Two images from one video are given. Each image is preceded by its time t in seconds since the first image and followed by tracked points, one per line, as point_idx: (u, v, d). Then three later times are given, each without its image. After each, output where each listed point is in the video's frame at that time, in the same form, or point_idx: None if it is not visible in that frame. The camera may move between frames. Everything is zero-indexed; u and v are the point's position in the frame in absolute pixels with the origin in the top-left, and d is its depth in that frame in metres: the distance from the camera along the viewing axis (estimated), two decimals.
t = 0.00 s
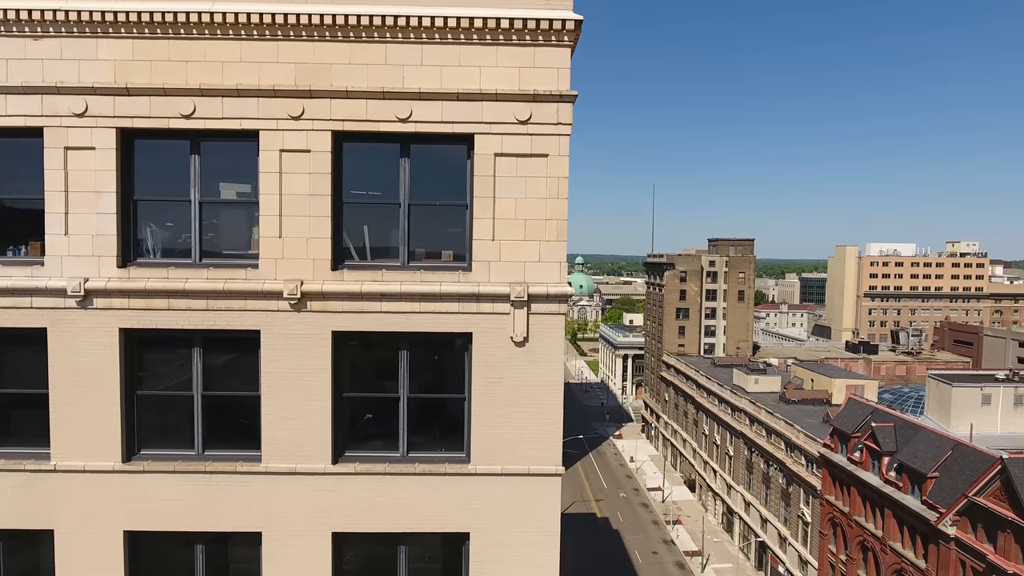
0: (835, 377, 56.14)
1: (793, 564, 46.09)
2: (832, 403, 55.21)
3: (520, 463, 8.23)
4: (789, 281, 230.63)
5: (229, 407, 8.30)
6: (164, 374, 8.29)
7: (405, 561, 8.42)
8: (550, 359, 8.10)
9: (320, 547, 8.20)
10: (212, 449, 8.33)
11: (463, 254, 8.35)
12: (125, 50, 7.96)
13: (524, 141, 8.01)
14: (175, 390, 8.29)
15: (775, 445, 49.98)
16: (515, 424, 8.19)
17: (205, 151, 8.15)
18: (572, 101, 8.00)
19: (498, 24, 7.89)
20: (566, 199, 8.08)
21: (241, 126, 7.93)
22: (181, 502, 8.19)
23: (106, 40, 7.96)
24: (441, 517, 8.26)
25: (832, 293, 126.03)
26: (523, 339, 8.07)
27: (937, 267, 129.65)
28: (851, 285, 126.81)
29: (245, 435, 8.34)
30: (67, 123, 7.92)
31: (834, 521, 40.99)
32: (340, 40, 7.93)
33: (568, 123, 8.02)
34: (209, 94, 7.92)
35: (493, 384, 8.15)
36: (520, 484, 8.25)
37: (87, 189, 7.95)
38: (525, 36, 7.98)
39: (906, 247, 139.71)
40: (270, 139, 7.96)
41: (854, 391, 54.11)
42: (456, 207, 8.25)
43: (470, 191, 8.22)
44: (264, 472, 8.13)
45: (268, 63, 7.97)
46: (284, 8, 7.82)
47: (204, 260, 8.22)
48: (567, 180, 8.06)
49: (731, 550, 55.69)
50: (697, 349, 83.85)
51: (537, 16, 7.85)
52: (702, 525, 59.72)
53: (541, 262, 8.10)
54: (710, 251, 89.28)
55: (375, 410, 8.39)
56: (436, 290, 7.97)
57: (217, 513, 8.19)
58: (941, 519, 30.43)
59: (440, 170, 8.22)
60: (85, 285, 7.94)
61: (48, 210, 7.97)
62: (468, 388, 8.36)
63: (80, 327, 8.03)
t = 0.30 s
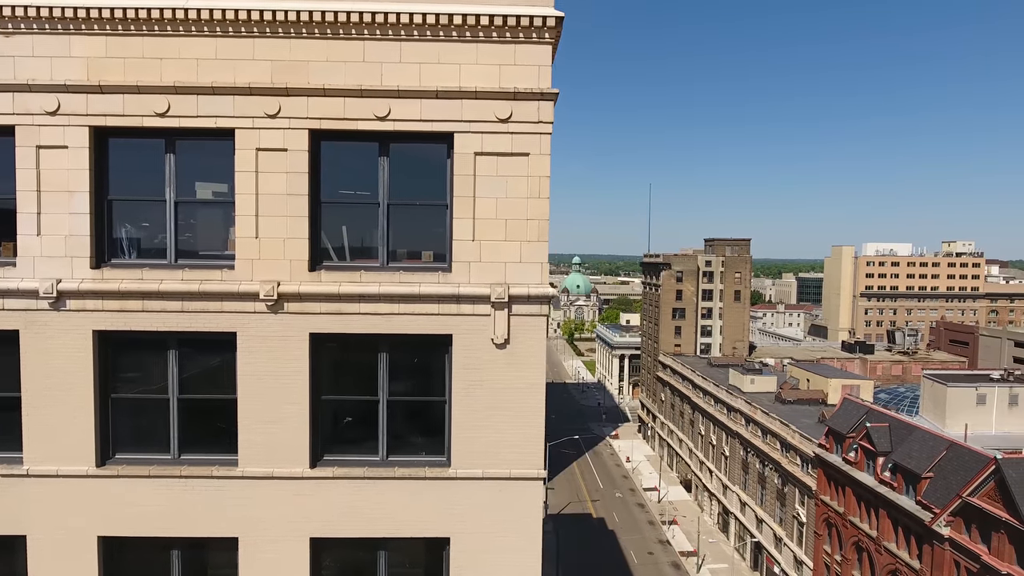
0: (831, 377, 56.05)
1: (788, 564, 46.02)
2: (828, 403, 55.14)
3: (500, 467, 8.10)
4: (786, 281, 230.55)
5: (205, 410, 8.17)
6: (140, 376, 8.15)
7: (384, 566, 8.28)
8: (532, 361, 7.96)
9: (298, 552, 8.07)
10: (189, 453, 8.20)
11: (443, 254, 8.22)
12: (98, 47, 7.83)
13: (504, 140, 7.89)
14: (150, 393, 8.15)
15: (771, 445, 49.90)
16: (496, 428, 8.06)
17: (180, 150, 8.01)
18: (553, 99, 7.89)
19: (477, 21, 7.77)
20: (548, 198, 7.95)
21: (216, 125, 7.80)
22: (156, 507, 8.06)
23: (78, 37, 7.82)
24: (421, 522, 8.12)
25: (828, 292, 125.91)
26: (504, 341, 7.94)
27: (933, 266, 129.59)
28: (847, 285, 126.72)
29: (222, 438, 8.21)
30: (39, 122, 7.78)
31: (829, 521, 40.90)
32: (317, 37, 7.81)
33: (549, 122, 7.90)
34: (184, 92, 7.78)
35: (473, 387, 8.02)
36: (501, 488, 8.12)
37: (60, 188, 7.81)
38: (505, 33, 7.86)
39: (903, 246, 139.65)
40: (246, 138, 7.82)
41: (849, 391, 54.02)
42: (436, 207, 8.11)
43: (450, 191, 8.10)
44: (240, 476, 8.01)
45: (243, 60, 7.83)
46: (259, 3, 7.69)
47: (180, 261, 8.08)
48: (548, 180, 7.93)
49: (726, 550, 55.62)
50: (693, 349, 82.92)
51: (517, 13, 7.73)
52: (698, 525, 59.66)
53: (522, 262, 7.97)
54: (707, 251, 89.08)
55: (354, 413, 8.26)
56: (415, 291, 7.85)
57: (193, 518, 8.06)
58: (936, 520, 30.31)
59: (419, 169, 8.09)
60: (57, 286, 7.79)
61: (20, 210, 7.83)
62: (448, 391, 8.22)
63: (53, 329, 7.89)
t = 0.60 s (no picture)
0: (826, 377, 55.98)
1: (783, 565, 45.94)
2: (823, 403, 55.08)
3: (481, 471, 7.97)
4: (783, 281, 230.79)
5: (180, 413, 8.01)
6: (113, 379, 7.99)
7: (363, 571, 8.14)
8: (511, 362, 7.84)
9: (275, 557, 7.95)
10: (163, 457, 8.05)
11: (423, 254, 8.07)
12: (69, 43, 7.69)
13: (484, 138, 7.75)
14: (123, 396, 7.99)
15: (766, 446, 49.82)
16: (475, 431, 7.93)
17: (154, 148, 7.85)
18: (533, 96, 7.76)
19: (456, 17, 7.63)
20: (528, 197, 7.82)
21: (190, 122, 7.65)
22: (129, 511, 7.92)
23: (49, 33, 7.68)
24: (399, 527, 7.99)
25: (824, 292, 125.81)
26: (484, 343, 7.81)
27: (929, 267, 129.53)
28: (843, 285, 126.62)
29: (198, 441, 8.06)
30: (10, 119, 7.63)
31: (825, 522, 40.80)
32: (293, 32, 7.66)
33: (530, 119, 7.77)
34: (157, 89, 7.63)
35: (453, 389, 7.89)
36: (481, 492, 7.99)
37: (30, 188, 7.64)
38: (484, 29, 7.72)
39: (899, 247, 139.63)
40: (220, 136, 7.68)
41: (845, 391, 53.94)
42: (416, 206, 7.96)
43: (429, 190, 7.95)
44: (215, 480, 7.87)
45: (218, 56, 7.69)
46: None
47: (153, 261, 7.92)
48: (529, 178, 7.80)
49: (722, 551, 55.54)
50: (690, 349, 83.30)
51: (497, 8, 7.59)
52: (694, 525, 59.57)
53: (502, 262, 7.82)
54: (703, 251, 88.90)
55: (332, 416, 8.13)
56: (393, 292, 7.70)
57: (168, 523, 7.93)
58: (930, 520, 30.19)
59: (398, 167, 7.95)
60: (28, 287, 7.64)
61: None
62: (428, 393, 8.09)
63: (24, 331, 7.74)
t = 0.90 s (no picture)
0: (821, 377, 55.92)
1: (778, 565, 45.84)
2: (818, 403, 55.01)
3: (459, 473, 7.85)
4: (780, 281, 230.75)
5: (152, 415, 7.87)
6: (84, 380, 7.84)
7: None
8: (490, 363, 7.72)
9: (250, 562, 7.82)
10: (136, 461, 7.91)
11: (400, 253, 7.93)
12: (39, 39, 7.55)
13: (461, 135, 7.62)
14: (95, 398, 7.84)
15: (762, 446, 49.72)
16: (454, 433, 7.80)
17: (126, 146, 7.70)
18: (512, 93, 7.64)
19: (432, 11, 7.50)
20: (507, 195, 7.70)
21: (161, 119, 7.51)
22: (101, 516, 7.78)
23: (18, 28, 7.54)
24: (376, 531, 7.86)
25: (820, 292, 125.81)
26: (462, 343, 7.67)
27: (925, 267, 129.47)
28: (839, 285, 126.59)
29: (171, 445, 7.92)
30: None
31: (819, 522, 40.69)
32: (267, 28, 7.53)
33: (507, 116, 7.64)
34: (128, 85, 7.49)
35: (430, 391, 7.76)
36: (460, 496, 7.87)
37: None
38: (461, 24, 7.58)
39: (895, 246, 139.60)
40: (192, 133, 7.53)
41: (840, 391, 53.85)
42: (393, 204, 7.83)
43: (406, 188, 7.80)
44: (188, 483, 7.75)
45: (190, 52, 7.55)
46: None
47: (125, 261, 7.77)
48: (507, 176, 7.69)
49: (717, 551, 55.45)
50: (686, 349, 83.36)
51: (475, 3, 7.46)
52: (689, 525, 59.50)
53: (480, 262, 7.70)
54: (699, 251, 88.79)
55: (308, 418, 7.99)
56: (369, 292, 7.58)
57: (141, 527, 7.80)
58: (924, 521, 30.09)
59: (375, 164, 7.82)
60: None
61: None
62: (405, 394, 7.95)
63: None
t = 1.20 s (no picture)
0: (816, 376, 55.84)
1: (773, 565, 45.75)
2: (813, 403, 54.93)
3: (436, 476, 7.72)
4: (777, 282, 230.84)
5: (123, 417, 7.74)
6: (54, 381, 7.69)
7: None
8: (467, 364, 7.59)
9: (223, 567, 7.68)
10: (108, 463, 7.79)
11: (375, 253, 7.80)
12: (7, 34, 7.41)
13: (437, 132, 7.50)
14: (65, 400, 7.69)
15: (756, 446, 49.63)
16: (430, 435, 7.67)
17: (96, 143, 7.56)
18: (488, 89, 7.51)
19: (407, 6, 7.37)
20: (483, 193, 7.57)
21: (131, 116, 7.38)
22: (72, 520, 7.65)
23: None
24: (352, 534, 7.74)
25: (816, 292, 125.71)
26: (438, 344, 7.55)
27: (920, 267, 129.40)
28: (835, 285, 126.52)
29: (143, 447, 7.80)
30: None
31: (813, 522, 40.61)
32: (239, 23, 7.41)
33: (484, 113, 7.52)
34: (97, 81, 7.36)
35: (406, 392, 7.63)
36: (438, 499, 7.74)
37: None
38: (437, 19, 7.46)
39: (891, 247, 139.59)
40: (163, 130, 7.40)
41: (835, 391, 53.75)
42: (368, 203, 7.69)
43: (381, 186, 7.67)
44: (159, 487, 7.61)
45: (161, 47, 7.42)
46: None
47: (95, 260, 7.64)
48: (483, 174, 7.56)
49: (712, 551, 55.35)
50: (682, 349, 83.26)
51: None
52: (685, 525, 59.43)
53: (456, 261, 7.56)
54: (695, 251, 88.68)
55: (282, 420, 7.87)
56: (342, 292, 7.45)
57: (112, 531, 7.66)
58: (917, 521, 29.99)
59: (349, 162, 7.69)
60: None
61: None
62: (381, 396, 7.82)
63: None
